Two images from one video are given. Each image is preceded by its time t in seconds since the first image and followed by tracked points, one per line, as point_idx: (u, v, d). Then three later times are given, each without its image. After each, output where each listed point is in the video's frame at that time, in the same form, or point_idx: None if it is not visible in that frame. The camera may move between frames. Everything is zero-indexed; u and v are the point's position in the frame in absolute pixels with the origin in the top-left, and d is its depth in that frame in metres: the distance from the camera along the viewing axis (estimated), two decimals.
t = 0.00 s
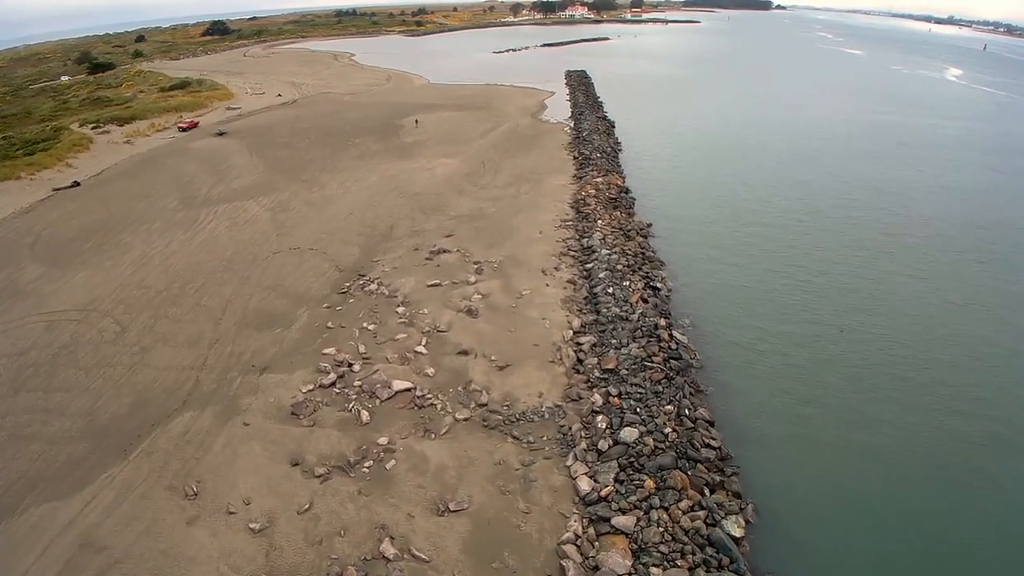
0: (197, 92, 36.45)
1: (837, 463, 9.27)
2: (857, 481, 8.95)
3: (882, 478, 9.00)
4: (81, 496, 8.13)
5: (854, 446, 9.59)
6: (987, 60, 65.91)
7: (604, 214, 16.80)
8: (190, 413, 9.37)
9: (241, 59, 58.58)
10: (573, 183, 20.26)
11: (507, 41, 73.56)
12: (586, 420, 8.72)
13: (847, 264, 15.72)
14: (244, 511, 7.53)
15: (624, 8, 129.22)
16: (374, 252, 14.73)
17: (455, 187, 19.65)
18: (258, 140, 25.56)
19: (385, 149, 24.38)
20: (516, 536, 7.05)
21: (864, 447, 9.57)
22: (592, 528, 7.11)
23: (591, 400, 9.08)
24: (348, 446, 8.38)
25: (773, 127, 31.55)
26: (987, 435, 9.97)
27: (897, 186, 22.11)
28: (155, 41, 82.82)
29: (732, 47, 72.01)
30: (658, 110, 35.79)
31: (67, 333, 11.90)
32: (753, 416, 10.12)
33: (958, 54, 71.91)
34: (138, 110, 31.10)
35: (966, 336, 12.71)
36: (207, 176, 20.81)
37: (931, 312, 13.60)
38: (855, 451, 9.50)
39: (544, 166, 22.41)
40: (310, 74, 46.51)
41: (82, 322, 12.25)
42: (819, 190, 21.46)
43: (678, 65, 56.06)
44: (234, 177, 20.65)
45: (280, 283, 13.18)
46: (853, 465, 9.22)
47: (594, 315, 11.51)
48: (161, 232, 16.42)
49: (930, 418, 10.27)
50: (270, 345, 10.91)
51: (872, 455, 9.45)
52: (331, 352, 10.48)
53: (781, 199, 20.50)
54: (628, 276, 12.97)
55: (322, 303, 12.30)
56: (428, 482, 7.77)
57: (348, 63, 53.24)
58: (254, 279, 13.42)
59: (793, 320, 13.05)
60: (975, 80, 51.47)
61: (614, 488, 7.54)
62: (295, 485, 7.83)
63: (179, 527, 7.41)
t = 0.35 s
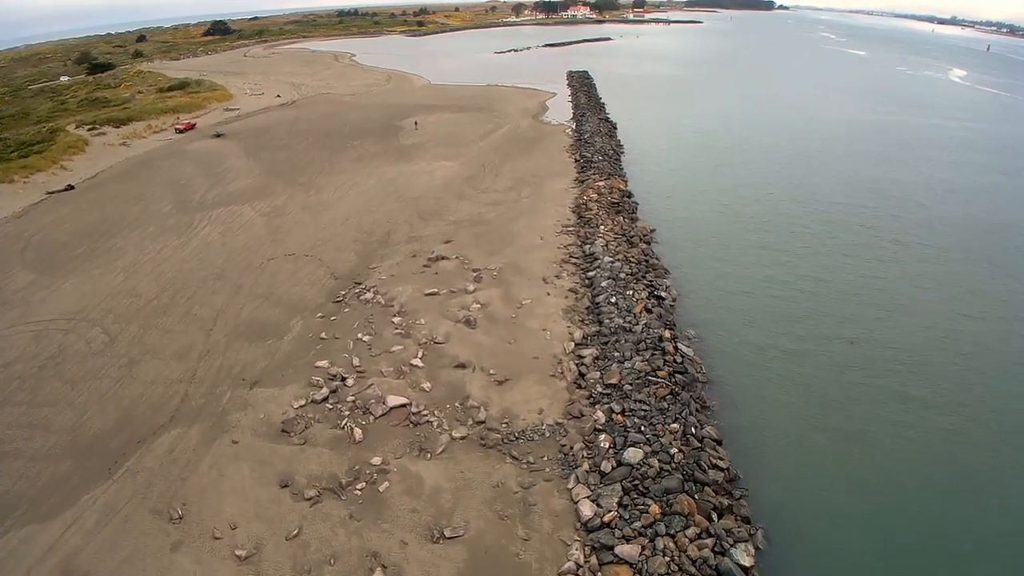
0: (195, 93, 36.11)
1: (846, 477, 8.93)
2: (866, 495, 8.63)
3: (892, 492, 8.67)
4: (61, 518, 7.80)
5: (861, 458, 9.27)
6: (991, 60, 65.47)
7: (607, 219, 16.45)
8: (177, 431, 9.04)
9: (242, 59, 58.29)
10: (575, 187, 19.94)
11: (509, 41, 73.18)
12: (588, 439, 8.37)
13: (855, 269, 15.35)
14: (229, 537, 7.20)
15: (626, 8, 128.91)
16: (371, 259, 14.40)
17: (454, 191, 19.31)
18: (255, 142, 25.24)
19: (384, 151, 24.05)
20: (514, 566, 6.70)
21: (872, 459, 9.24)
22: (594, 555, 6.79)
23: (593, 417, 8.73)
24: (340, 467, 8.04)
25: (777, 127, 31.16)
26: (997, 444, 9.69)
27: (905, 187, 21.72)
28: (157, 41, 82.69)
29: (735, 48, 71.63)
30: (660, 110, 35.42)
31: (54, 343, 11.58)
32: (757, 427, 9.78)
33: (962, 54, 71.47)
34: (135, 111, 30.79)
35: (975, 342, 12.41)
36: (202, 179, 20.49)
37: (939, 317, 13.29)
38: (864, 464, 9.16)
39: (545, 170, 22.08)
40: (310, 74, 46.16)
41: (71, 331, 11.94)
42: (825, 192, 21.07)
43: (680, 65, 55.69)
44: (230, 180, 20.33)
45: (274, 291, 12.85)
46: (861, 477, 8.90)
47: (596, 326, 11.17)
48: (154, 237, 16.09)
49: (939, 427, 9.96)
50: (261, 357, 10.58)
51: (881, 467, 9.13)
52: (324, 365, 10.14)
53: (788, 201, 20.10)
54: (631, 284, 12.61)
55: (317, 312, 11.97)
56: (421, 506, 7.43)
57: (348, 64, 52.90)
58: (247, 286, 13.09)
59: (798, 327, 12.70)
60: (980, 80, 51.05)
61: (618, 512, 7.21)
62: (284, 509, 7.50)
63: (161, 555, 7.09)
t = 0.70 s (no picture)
0: (191, 94, 35.72)
1: (855, 496, 8.58)
2: (875, 511, 8.35)
3: (901, 507, 8.41)
4: (39, 544, 7.45)
5: (869, 471, 8.99)
6: (993, 60, 65.11)
7: (608, 224, 16.10)
8: (162, 449, 8.69)
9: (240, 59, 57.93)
10: (575, 190, 19.59)
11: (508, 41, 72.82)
12: (589, 461, 8.01)
13: (862, 272, 14.98)
14: (213, 567, 6.85)
15: (626, 8, 128.56)
16: (366, 266, 14.04)
17: (452, 195, 18.96)
18: (251, 144, 24.86)
19: (381, 153, 23.70)
20: None
21: (880, 472, 8.97)
22: None
23: (594, 436, 8.36)
24: (330, 489, 7.69)
25: (780, 127, 30.81)
26: (1010, 458, 9.36)
27: (911, 187, 21.33)
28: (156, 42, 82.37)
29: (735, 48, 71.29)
30: (662, 110, 35.06)
31: (39, 354, 11.22)
32: (763, 441, 9.41)
33: (963, 54, 71.25)
34: (131, 113, 30.42)
35: (985, 348, 12.08)
36: (197, 183, 20.12)
37: (946, 320, 12.97)
38: (875, 482, 8.80)
39: (545, 173, 21.72)
40: (308, 75, 45.77)
41: (57, 342, 11.58)
42: (830, 193, 20.68)
43: (681, 65, 55.31)
44: (224, 184, 19.96)
45: (266, 300, 12.50)
46: (869, 492, 8.63)
47: (597, 337, 10.81)
48: (145, 243, 15.73)
49: (948, 439, 9.62)
50: (251, 371, 10.22)
51: (889, 480, 8.85)
52: (315, 380, 9.78)
53: (793, 201, 19.70)
54: (633, 293, 12.24)
55: (309, 323, 11.60)
56: (414, 533, 7.08)
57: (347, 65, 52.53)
58: (238, 295, 12.74)
59: (803, 334, 12.33)
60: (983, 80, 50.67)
61: (620, 541, 6.86)
62: (270, 535, 7.15)
63: None
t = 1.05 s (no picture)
0: (188, 96, 35.36)
1: (869, 515, 8.22)
2: (888, 526, 8.06)
3: (914, 522, 8.11)
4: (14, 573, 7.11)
5: (880, 484, 8.68)
6: (996, 60, 64.74)
7: (610, 230, 15.73)
8: (146, 470, 8.34)
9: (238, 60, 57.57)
10: (576, 194, 19.24)
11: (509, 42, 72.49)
12: (591, 484, 7.65)
13: (872, 273, 14.56)
14: None
15: (626, 8, 128.21)
16: (361, 274, 13.69)
17: (451, 199, 18.61)
18: (248, 146, 24.51)
19: (379, 156, 23.35)
20: None
21: (891, 485, 8.66)
22: None
23: (597, 457, 8.01)
24: (319, 515, 7.35)
25: (783, 128, 30.43)
26: None
27: (918, 188, 20.93)
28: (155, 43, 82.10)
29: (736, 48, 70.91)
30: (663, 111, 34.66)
31: (23, 367, 10.88)
32: (773, 458, 9.00)
33: (967, 55, 70.73)
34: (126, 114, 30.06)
35: (999, 353, 11.70)
36: (191, 186, 19.77)
37: (962, 326, 12.54)
38: (888, 499, 8.44)
39: (545, 176, 21.37)
40: (307, 76, 45.43)
41: (43, 353, 11.25)
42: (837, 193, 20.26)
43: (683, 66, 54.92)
44: (219, 187, 19.61)
45: (259, 310, 12.16)
46: (880, 506, 8.32)
47: (599, 351, 10.46)
48: (137, 249, 15.39)
49: (962, 452, 9.27)
50: (241, 386, 9.88)
51: (901, 493, 8.54)
52: (307, 396, 9.44)
53: (799, 202, 19.28)
54: (636, 304, 11.88)
55: (302, 334, 11.26)
56: (406, 563, 6.74)
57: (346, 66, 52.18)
58: (230, 304, 12.40)
59: (812, 341, 11.93)
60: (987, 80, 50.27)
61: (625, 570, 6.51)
62: (256, 564, 6.82)
63: None
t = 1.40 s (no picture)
0: (184, 97, 34.97)
1: (886, 534, 7.81)
2: (905, 545, 7.66)
3: (933, 542, 7.71)
4: None
5: (895, 501, 8.28)
6: (997, 60, 64.39)
7: (612, 236, 15.37)
8: (127, 492, 7.98)
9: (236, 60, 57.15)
10: (576, 199, 18.88)
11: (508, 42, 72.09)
12: (593, 510, 7.30)
13: (879, 280, 14.20)
14: None
15: (626, 8, 127.75)
16: (356, 282, 13.34)
17: (448, 203, 18.24)
18: (243, 149, 24.12)
19: (376, 159, 22.98)
20: None
21: (908, 503, 8.26)
22: None
23: (598, 481, 7.66)
24: (307, 543, 7.00)
25: (786, 128, 30.06)
26: None
27: (924, 190, 20.57)
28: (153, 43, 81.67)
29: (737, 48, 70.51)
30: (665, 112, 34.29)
31: (5, 380, 10.52)
32: (785, 476, 8.60)
33: (969, 54, 70.33)
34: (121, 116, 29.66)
35: (1013, 361, 11.32)
36: (184, 190, 19.40)
37: (975, 333, 12.14)
38: (905, 517, 8.03)
39: (545, 180, 21.01)
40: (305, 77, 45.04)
41: (26, 366, 10.90)
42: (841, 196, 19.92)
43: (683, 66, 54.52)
44: (213, 192, 19.24)
45: (250, 320, 11.81)
46: (897, 525, 7.92)
47: (601, 365, 10.10)
48: (127, 256, 15.02)
49: (980, 467, 8.87)
50: (229, 402, 9.52)
51: (918, 511, 8.14)
52: (296, 413, 9.08)
53: (803, 205, 18.93)
54: (639, 315, 11.51)
55: (293, 347, 10.89)
56: None
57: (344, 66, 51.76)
58: (220, 314, 12.04)
59: (820, 350, 11.56)
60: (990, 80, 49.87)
61: None
62: None
63: None
